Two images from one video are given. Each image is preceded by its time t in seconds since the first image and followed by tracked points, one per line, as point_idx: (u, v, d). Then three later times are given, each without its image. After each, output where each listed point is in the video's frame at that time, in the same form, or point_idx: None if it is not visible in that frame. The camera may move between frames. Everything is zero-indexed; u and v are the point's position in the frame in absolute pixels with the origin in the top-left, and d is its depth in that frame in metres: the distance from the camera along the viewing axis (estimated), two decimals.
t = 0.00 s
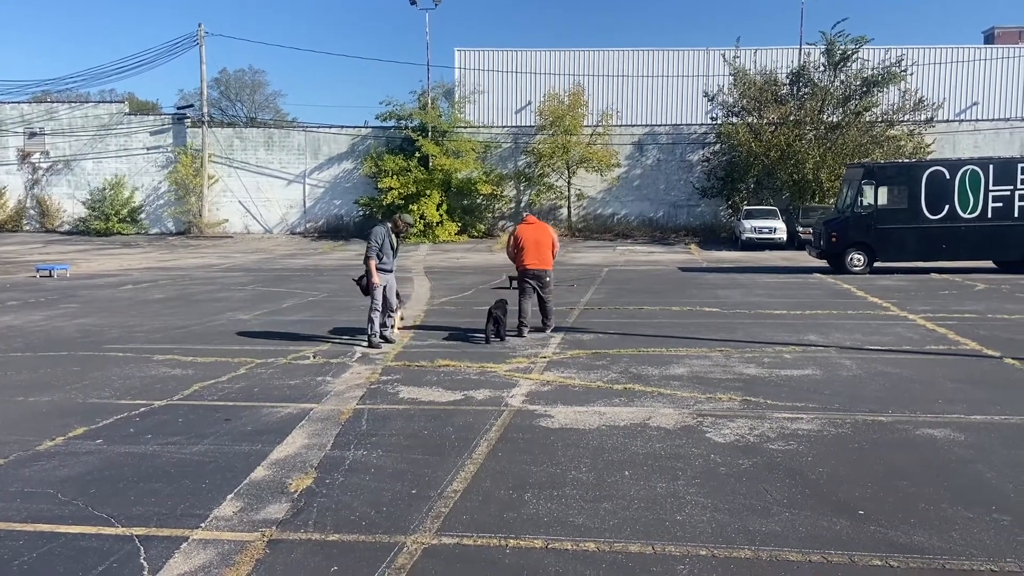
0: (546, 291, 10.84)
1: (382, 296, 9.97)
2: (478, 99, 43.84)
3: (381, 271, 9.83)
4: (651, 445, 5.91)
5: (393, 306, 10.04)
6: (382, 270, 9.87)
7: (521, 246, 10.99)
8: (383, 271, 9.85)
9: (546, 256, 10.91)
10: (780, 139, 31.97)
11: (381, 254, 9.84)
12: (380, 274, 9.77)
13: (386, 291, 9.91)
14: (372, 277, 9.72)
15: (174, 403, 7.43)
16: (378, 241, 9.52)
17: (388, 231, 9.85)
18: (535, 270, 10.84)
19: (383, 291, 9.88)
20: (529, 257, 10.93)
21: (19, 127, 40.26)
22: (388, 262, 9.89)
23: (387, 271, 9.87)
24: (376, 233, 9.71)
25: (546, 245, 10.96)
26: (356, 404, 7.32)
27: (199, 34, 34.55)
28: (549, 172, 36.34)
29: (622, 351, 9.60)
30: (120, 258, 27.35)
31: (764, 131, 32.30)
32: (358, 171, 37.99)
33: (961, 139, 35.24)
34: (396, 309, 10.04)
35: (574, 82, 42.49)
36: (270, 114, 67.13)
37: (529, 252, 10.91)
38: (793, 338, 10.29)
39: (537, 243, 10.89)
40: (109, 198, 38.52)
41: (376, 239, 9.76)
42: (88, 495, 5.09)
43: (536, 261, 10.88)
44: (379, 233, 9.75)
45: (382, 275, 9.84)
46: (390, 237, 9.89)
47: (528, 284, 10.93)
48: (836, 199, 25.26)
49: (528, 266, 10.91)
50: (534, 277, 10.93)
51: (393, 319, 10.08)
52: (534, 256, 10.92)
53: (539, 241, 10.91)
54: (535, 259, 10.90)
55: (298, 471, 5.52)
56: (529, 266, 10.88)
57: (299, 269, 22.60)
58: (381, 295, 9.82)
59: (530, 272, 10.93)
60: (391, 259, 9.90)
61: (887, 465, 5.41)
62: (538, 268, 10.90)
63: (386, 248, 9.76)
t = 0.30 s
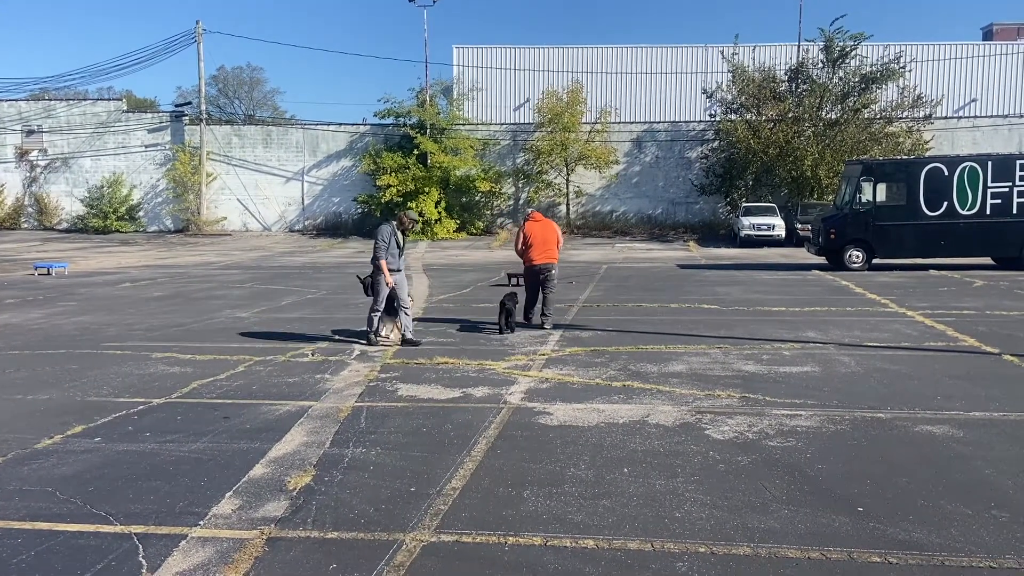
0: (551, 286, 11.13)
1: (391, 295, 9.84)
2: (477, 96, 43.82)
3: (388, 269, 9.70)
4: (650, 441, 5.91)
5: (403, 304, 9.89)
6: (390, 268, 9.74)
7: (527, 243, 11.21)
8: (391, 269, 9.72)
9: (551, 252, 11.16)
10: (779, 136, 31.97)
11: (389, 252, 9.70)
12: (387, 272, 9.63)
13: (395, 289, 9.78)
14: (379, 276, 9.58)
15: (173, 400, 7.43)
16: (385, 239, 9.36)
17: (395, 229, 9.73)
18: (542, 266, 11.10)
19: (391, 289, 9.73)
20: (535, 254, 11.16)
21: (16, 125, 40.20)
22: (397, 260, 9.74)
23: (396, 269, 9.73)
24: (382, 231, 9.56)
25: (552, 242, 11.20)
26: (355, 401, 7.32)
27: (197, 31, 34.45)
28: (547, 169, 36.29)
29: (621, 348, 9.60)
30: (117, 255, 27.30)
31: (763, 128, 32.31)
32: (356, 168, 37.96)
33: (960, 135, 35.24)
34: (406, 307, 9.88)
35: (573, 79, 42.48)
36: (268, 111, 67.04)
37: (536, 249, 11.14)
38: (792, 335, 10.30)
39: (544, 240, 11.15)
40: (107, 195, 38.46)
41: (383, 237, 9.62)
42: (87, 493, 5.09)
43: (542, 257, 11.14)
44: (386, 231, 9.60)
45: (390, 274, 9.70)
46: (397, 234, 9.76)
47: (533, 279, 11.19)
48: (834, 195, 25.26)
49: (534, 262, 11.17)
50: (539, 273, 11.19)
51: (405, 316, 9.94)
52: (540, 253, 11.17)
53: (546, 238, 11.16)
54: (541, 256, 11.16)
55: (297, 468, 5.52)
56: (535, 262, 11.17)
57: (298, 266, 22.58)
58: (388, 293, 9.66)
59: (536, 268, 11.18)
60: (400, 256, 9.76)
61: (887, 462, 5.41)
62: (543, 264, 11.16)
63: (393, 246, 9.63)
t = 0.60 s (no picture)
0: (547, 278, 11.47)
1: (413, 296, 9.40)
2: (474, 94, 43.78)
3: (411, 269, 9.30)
4: (647, 439, 5.91)
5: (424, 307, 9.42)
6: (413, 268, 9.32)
7: (523, 239, 11.65)
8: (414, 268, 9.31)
9: (546, 247, 11.57)
10: (776, 133, 31.95)
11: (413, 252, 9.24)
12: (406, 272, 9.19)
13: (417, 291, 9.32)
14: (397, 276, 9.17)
15: (170, 399, 7.41)
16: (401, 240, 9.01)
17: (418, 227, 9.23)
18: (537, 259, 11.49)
19: (411, 290, 9.30)
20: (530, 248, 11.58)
21: (12, 122, 40.09)
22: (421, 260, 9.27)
23: (419, 269, 9.28)
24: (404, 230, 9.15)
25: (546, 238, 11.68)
26: (351, 399, 7.32)
27: (193, 29, 34.37)
28: (544, 166, 36.21)
29: (619, 345, 9.60)
30: (114, 253, 27.24)
31: (760, 125, 32.30)
32: (353, 166, 37.92)
33: (957, 132, 35.27)
34: (428, 310, 9.40)
35: (570, 77, 42.47)
36: (264, 108, 66.93)
37: (531, 244, 11.55)
38: (789, 332, 10.31)
39: (539, 235, 11.56)
40: (104, 193, 38.38)
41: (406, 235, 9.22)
42: (82, 491, 5.07)
43: (537, 251, 11.54)
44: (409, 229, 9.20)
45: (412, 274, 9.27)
46: (423, 232, 9.33)
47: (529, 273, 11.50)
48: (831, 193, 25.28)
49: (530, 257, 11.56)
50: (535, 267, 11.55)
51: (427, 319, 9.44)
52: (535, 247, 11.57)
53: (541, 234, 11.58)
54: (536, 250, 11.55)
55: (294, 467, 5.51)
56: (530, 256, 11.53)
57: (295, 264, 22.56)
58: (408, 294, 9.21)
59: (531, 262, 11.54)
60: (425, 257, 9.28)
61: (884, 459, 5.41)
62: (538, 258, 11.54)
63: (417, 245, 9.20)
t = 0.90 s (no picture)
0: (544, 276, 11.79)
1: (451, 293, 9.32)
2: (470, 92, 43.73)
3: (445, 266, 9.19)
4: (642, 437, 5.92)
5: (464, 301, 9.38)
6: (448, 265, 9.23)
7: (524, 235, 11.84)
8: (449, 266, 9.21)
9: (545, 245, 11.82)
10: (772, 132, 31.96)
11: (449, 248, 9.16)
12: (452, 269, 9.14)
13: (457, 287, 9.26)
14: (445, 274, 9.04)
15: (165, 397, 7.39)
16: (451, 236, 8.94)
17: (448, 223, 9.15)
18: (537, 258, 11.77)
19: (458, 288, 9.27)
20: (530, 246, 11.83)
21: (6, 120, 39.95)
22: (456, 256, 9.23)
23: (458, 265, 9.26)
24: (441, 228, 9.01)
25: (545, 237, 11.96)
26: (347, 397, 7.31)
27: (188, 26, 34.25)
28: (541, 165, 36.10)
29: (615, 343, 9.60)
30: (109, 252, 27.13)
31: (756, 124, 32.32)
32: (349, 164, 37.88)
33: (952, 131, 35.35)
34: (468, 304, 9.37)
35: (566, 75, 42.45)
36: (260, 106, 66.81)
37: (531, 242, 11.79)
38: (784, 330, 10.33)
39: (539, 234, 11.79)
40: (98, 192, 38.26)
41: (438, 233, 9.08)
42: (76, 490, 5.06)
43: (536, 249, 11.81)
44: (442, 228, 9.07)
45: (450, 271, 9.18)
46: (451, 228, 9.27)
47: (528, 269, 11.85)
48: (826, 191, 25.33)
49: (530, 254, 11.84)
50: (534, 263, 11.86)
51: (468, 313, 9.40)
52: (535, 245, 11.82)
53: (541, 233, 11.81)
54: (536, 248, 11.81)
55: (289, 465, 5.50)
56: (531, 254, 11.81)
57: (291, 263, 22.51)
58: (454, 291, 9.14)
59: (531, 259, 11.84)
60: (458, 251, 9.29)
61: (879, 456, 5.43)
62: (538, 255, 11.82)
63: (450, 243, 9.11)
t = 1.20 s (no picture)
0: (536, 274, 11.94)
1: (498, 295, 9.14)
2: (466, 91, 43.70)
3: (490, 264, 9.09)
4: (638, 437, 5.92)
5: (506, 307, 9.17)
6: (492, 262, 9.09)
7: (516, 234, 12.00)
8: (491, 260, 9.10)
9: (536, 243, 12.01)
10: (767, 132, 32.00)
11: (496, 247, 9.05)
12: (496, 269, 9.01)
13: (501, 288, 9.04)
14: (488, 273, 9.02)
15: (160, 398, 7.38)
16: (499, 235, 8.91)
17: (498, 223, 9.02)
18: (527, 257, 11.90)
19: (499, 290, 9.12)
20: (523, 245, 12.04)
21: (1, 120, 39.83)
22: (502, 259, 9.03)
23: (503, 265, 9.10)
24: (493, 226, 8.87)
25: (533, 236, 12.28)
26: (343, 398, 7.30)
27: (183, 25, 34.18)
28: (537, 164, 36.13)
29: (610, 343, 9.61)
30: (104, 252, 27.06)
31: (751, 124, 32.37)
32: (345, 163, 37.84)
33: (946, 131, 35.44)
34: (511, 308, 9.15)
35: (562, 75, 42.46)
36: (256, 106, 66.73)
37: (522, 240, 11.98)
38: (780, 330, 10.35)
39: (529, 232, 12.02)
40: (93, 191, 38.16)
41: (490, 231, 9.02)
42: (72, 490, 5.05)
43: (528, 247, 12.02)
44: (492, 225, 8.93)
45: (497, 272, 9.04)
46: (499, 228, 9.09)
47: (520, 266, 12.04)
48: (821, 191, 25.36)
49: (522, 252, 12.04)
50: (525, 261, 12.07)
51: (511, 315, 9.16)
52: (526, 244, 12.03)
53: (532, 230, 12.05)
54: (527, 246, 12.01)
55: (285, 465, 5.49)
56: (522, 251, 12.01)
57: (286, 263, 22.47)
58: (499, 290, 8.88)
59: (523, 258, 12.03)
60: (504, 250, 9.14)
61: (873, 456, 5.45)
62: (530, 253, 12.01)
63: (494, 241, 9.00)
